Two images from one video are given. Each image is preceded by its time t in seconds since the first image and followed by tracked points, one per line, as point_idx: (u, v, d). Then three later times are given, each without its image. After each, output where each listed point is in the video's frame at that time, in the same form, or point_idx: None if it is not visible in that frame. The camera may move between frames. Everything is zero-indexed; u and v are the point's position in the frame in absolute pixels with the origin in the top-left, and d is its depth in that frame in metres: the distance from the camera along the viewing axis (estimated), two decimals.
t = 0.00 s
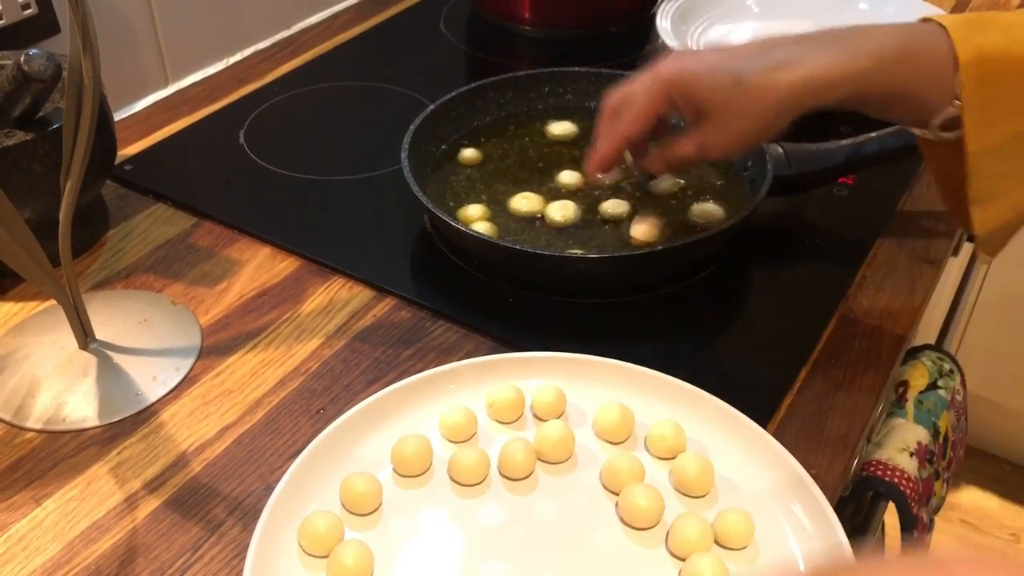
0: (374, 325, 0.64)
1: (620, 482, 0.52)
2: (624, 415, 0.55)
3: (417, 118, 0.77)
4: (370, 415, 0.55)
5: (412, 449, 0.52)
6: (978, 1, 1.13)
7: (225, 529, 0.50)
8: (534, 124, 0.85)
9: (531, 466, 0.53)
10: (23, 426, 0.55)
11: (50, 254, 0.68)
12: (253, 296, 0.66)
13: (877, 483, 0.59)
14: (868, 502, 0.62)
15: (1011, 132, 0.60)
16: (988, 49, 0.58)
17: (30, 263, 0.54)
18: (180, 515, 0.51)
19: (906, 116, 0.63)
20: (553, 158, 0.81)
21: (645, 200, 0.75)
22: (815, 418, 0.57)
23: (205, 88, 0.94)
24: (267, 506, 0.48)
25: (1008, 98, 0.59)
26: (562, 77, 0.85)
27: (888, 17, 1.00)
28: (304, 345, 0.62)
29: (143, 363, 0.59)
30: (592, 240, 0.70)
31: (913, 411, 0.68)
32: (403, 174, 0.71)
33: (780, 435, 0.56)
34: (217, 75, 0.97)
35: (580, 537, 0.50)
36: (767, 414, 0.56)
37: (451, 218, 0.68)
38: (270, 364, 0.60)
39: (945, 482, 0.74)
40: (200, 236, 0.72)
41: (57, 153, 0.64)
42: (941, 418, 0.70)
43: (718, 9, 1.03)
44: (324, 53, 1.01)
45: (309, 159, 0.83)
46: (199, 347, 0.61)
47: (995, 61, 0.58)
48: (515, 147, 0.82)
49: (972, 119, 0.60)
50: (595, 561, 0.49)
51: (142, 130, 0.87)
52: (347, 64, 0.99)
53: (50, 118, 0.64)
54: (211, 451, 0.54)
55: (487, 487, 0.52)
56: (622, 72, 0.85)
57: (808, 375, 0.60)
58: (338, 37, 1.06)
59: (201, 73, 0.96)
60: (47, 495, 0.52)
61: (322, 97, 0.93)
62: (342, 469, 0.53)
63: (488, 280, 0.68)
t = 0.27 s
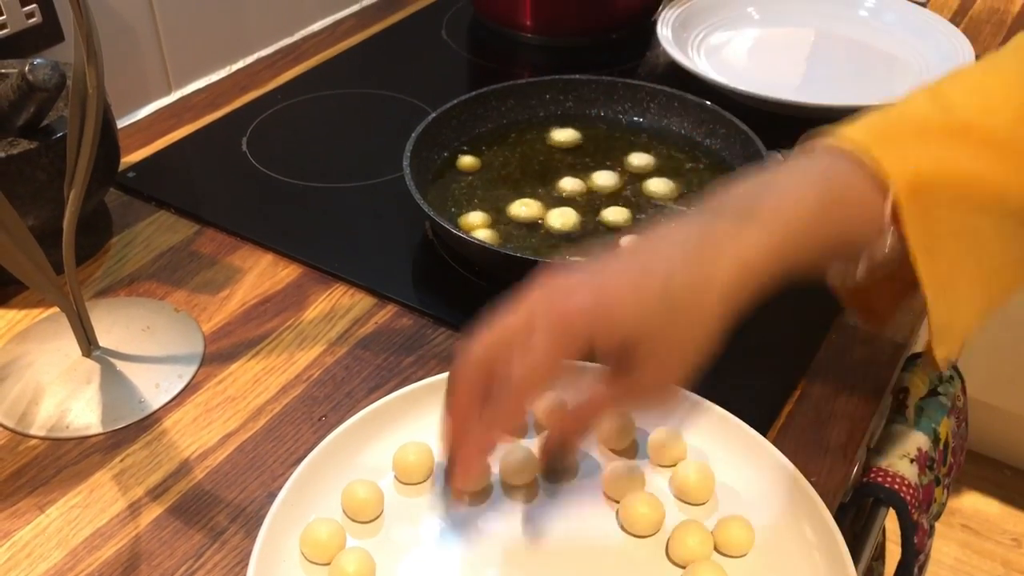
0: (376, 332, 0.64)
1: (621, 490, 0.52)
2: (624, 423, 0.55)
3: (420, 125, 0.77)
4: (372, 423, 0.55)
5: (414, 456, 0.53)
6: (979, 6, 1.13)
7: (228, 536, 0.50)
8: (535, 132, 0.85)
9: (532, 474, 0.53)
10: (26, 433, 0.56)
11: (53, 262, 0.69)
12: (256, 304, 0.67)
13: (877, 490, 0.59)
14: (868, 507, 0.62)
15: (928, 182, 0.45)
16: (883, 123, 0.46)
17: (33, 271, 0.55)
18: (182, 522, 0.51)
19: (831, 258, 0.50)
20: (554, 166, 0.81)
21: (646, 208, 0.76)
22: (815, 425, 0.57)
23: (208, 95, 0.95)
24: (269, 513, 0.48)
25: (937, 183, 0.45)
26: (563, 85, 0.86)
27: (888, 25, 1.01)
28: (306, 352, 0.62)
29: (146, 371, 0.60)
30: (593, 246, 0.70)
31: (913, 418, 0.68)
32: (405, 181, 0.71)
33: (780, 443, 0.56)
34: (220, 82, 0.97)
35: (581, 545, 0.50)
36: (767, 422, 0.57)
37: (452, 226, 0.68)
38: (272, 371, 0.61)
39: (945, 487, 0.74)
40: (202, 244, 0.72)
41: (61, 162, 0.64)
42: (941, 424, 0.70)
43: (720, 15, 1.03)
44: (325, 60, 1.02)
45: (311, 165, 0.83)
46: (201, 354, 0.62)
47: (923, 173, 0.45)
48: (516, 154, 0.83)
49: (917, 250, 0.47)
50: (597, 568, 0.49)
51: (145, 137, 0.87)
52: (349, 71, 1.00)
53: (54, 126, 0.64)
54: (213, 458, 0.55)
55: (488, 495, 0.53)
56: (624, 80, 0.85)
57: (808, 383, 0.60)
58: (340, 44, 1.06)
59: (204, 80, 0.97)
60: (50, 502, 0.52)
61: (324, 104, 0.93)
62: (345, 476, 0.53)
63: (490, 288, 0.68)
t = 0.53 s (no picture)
0: (379, 335, 0.65)
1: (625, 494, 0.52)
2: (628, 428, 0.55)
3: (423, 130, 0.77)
4: (375, 426, 0.55)
5: (417, 460, 0.52)
6: (982, 11, 1.14)
7: (231, 540, 0.50)
8: (538, 136, 0.85)
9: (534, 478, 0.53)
10: (31, 437, 0.56)
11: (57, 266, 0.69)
12: (259, 307, 0.67)
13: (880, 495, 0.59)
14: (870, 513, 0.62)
15: (905, 335, 0.45)
16: (877, 264, 0.45)
17: (37, 274, 0.55)
18: (186, 525, 0.51)
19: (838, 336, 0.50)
20: (557, 169, 0.82)
21: (649, 212, 0.76)
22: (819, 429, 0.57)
23: (212, 99, 0.95)
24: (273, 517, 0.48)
25: (922, 332, 0.45)
26: (566, 88, 0.86)
27: (891, 29, 1.01)
28: (309, 356, 0.62)
29: (150, 374, 0.60)
30: (596, 251, 0.70)
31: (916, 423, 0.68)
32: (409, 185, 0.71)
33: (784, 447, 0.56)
34: (223, 86, 0.97)
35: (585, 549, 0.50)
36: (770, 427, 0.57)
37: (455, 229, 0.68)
38: (276, 375, 0.61)
39: (949, 492, 0.74)
40: (206, 247, 0.73)
41: (65, 165, 0.64)
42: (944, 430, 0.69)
43: (724, 18, 1.04)
44: (329, 64, 1.02)
45: (314, 169, 0.83)
46: (205, 357, 0.62)
47: (909, 329, 0.45)
48: (519, 158, 0.83)
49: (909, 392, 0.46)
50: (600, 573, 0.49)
51: (149, 141, 0.87)
52: (352, 75, 1.00)
53: (59, 130, 0.65)
54: (217, 461, 0.55)
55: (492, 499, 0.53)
56: (627, 84, 0.85)
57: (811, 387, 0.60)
58: (344, 48, 1.06)
59: (207, 84, 0.97)
60: (55, 505, 0.52)
61: (327, 108, 0.93)
62: (348, 480, 0.53)
63: (494, 291, 0.69)
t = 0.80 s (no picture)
0: (382, 336, 0.65)
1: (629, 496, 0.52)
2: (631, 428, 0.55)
3: (426, 131, 0.77)
4: (379, 427, 0.55)
5: (421, 460, 0.53)
6: (985, 13, 1.13)
7: (235, 540, 0.50)
8: (542, 137, 0.86)
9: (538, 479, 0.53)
10: (35, 437, 0.56)
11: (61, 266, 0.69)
12: (263, 308, 0.67)
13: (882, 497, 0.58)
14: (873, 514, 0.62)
15: (909, 316, 0.47)
16: (878, 250, 0.48)
17: (41, 275, 0.55)
18: (190, 525, 0.51)
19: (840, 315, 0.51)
20: (561, 171, 0.82)
21: (652, 214, 0.76)
22: (823, 432, 0.57)
23: (215, 100, 0.95)
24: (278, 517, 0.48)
25: (922, 316, 0.47)
26: (570, 90, 0.86)
27: (895, 31, 1.01)
28: (312, 357, 0.62)
29: (154, 375, 0.60)
30: (599, 253, 0.70)
31: (919, 425, 0.67)
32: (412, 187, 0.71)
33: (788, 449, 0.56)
34: (227, 87, 0.97)
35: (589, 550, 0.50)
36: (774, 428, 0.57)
37: (460, 231, 0.68)
38: (280, 376, 0.61)
39: (952, 494, 0.74)
40: (210, 248, 0.73)
41: (70, 166, 0.64)
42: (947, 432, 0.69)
43: (728, 20, 1.04)
44: (332, 65, 1.02)
45: (318, 170, 0.83)
46: (209, 358, 0.62)
47: (911, 310, 0.47)
48: (523, 160, 0.83)
49: (912, 370, 0.48)
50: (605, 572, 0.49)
51: (152, 142, 0.88)
52: (356, 76, 1.00)
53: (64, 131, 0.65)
54: (221, 462, 0.55)
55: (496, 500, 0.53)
56: (630, 85, 0.85)
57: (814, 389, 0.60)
58: (347, 49, 1.07)
59: (211, 85, 0.97)
60: (59, 505, 0.52)
61: (330, 109, 0.93)
62: (352, 481, 0.53)
63: (497, 293, 0.69)
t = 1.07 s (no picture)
0: (383, 332, 0.64)
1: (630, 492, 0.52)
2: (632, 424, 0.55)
3: (428, 127, 0.77)
4: (380, 422, 0.55)
5: (422, 456, 0.52)
6: (987, 12, 1.13)
7: (235, 535, 0.50)
8: (543, 134, 0.85)
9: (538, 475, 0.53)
10: (35, 431, 0.56)
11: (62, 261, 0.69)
12: (263, 304, 0.67)
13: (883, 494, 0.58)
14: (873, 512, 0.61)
15: (911, 313, 0.47)
16: (878, 248, 0.48)
17: (41, 269, 0.55)
18: (190, 520, 0.51)
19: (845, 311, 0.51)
20: (562, 168, 0.82)
21: (654, 211, 0.75)
22: (824, 429, 0.56)
23: (217, 96, 0.95)
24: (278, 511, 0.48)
25: (925, 312, 0.47)
26: (572, 86, 0.86)
27: (897, 29, 1.01)
28: (313, 352, 0.62)
29: (154, 369, 0.60)
30: (601, 249, 0.70)
31: (920, 423, 0.67)
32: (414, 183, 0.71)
33: (789, 446, 0.56)
34: (228, 83, 0.97)
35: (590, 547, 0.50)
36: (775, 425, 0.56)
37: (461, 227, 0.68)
38: (280, 371, 0.61)
39: (952, 493, 0.73)
40: (211, 243, 0.73)
41: (70, 161, 0.64)
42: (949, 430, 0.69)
43: (730, 17, 1.04)
44: (334, 62, 1.02)
45: (319, 167, 0.83)
46: (209, 353, 0.62)
47: (916, 305, 0.47)
48: (524, 156, 0.83)
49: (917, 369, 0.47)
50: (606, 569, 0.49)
51: (153, 137, 0.87)
52: (357, 73, 1.00)
53: (65, 125, 0.65)
54: (220, 457, 0.55)
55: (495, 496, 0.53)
56: (632, 82, 0.85)
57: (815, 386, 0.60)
58: (349, 46, 1.06)
59: (212, 81, 0.97)
60: (58, 500, 0.52)
61: (332, 105, 0.93)
62: (352, 476, 0.53)
63: (498, 288, 0.68)
